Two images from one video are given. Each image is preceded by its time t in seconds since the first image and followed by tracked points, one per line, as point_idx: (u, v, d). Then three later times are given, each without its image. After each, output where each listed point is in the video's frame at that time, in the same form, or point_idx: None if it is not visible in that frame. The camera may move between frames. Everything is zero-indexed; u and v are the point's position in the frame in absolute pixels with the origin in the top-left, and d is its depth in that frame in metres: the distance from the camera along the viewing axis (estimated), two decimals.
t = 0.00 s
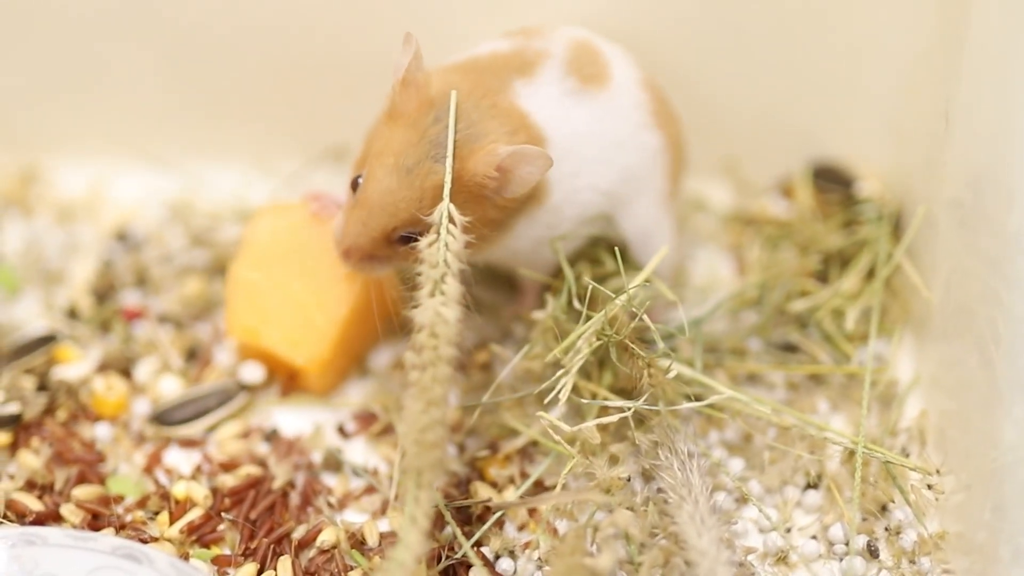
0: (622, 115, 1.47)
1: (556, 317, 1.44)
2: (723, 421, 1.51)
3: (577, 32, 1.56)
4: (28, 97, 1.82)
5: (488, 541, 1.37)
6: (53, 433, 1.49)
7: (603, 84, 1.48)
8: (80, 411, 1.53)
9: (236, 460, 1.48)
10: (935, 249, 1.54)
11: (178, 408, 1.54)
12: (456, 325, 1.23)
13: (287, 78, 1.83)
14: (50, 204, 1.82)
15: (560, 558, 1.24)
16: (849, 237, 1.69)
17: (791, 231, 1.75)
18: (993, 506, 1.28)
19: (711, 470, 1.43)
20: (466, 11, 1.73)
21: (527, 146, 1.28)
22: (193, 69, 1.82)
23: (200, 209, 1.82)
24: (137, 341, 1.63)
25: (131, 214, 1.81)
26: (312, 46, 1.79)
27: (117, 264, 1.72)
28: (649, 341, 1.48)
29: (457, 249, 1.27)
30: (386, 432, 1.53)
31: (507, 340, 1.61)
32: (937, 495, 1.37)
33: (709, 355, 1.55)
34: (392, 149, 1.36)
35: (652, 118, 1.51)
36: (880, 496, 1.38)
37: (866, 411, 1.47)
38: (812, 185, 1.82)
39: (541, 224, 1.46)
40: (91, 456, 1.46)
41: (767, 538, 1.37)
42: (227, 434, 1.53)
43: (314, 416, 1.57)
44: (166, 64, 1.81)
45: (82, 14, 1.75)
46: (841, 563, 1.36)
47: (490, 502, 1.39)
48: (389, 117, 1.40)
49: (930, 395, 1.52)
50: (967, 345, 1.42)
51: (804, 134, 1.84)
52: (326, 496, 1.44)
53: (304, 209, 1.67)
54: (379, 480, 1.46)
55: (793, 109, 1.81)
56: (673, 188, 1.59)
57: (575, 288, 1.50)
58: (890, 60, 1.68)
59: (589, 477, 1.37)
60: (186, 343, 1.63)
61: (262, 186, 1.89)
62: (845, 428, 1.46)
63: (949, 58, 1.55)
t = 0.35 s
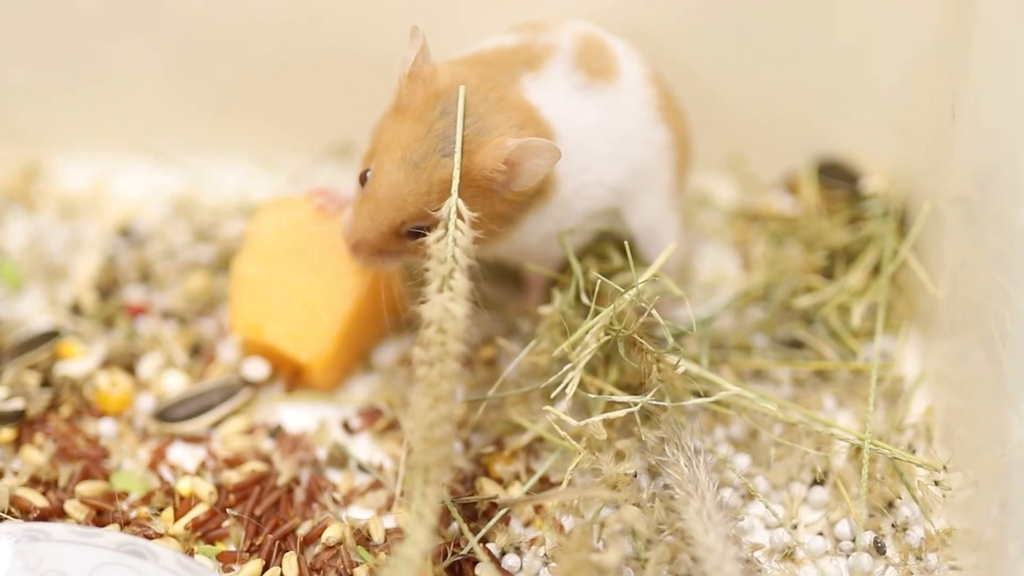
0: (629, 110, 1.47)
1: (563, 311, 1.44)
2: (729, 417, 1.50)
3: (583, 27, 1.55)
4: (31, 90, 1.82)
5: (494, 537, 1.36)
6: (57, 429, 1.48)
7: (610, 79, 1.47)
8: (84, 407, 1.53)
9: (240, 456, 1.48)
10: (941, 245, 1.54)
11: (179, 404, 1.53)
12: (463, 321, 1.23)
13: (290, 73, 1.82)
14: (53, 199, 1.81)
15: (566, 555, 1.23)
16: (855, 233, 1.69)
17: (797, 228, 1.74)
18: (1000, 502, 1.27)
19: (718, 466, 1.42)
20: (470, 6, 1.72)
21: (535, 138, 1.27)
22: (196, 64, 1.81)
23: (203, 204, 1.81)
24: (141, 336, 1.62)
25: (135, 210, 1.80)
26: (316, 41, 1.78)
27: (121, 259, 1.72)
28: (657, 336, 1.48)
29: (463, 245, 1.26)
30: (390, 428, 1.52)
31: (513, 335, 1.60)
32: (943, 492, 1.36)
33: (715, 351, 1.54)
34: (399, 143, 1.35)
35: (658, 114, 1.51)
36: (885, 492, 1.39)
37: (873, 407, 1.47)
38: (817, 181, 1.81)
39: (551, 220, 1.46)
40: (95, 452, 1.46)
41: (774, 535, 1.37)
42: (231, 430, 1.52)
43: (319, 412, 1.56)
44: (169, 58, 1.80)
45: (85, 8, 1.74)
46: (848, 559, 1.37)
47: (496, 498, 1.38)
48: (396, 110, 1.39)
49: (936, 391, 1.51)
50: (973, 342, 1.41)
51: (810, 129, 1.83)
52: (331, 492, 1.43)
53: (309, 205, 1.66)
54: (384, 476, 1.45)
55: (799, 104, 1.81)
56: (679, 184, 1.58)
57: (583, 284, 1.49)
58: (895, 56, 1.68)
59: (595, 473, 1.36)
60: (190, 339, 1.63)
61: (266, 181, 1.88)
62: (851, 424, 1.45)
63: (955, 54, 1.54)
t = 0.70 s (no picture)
0: (640, 102, 1.45)
1: (578, 306, 1.43)
2: (743, 413, 1.50)
3: (594, 19, 1.54)
4: (41, 82, 1.81)
5: (508, 532, 1.36)
6: (68, 423, 1.48)
7: (621, 70, 1.45)
8: (95, 400, 1.52)
9: (252, 450, 1.47)
10: (957, 241, 1.53)
11: (189, 398, 1.52)
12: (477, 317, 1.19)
13: (301, 64, 1.81)
14: (63, 192, 1.80)
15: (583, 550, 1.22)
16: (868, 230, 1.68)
17: (810, 223, 1.74)
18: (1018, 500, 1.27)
19: (732, 462, 1.42)
20: None
21: (543, 115, 1.25)
22: (207, 56, 1.80)
23: (213, 197, 1.80)
24: (152, 330, 1.61)
25: (145, 202, 1.79)
26: (327, 34, 1.77)
27: (131, 252, 1.71)
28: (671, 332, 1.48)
29: (476, 238, 1.22)
30: (403, 422, 1.52)
31: (527, 329, 1.59)
32: (959, 489, 1.36)
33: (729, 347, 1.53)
34: (408, 119, 1.33)
35: (670, 108, 1.49)
36: (901, 489, 1.38)
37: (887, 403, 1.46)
38: (830, 177, 1.80)
39: (555, 211, 1.44)
40: (106, 446, 1.45)
41: (789, 532, 1.37)
42: (243, 424, 1.51)
43: (331, 407, 1.55)
44: (179, 49, 1.79)
45: None
46: (863, 556, 1.36)
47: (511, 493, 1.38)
48: (405, 90, 1.37)
49: (951, 388, 1.51)
50: (989, 339, 1.41)
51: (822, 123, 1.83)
52: (345, 487, 1.43)
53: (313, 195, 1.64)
54: (397, 470, 1.45)
55: (812, 100, 1.80)
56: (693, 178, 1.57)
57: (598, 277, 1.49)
58: (910, 53, 1.67)
59: (611, 469, 1.36)
60: (201, 333, 1.62)
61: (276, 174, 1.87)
62: (866, 421, 1.45)
63: (971, 51, 1.54)
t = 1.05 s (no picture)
0: (671, 102, 1.45)
1: (604, 302, 1.43)
2: (766, 412, 1.49)
3: (624, 19, 1.54)
4: (58, 73, 1.80)
5: (533, 529, 1.35)
6: (87, 417, 1.46)
7: (653, 70, 1.46)
8: (114, 394, 1.51)
9: (274, 446, 1.46)
10: (982, 241, 1.53)
11: (208, 393, 1.50)
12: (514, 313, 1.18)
13: (323, 58, 1.80)
14: (80, 185, 1.79)
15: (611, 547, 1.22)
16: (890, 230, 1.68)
17: (832, 223, 1.74)
18: None
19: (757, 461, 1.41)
20: None
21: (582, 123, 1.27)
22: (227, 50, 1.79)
23: (232, 191, 1.80)
24: (171, 324, 1.60)
25: (163, 196, 1.78)
26: (349, 29, 1.77)
27: (149, 246, 1.70)
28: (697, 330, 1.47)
29: (514, 237, 1.24)
30: (424, 418, 1.51)
31: (550, 325, 1.57)
32: (985, 489, 1.36)
33: (752, 345, 1.53)
34: (445, 123, 1.34)
35: (699, 108, 1.49)
36: (926, 488, 1.38)
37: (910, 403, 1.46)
38: (852, 177, 1.80)
39: (586, 211, 1.44)
40: (126, 440, 1.44)
41: (813, 531, 1.36)
42: (263, 420, 1.51)
43: (351, 401, 1.55)
44: (198, 41, 1.78)
45: None
46: (888, 556, 1.36)
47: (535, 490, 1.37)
48: (440, 91, 1.37)
49: (975, 389, 1.51)
50: (1015, 339, 1.41)
51: (843, 123, 1.82)
52: (367, 483, 1.42)
53: (338, 193, 1.63)
54: (419, 467, 1.45)
55: (834, 99, 1.80)
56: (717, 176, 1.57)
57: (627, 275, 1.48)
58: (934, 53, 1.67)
59: (636, 467, 1.35)
60: (220, 327, 1.61)
61: (294, 169, 1.86)
62: (889, 421, 1.45)
63: (997, 52, 1.54)
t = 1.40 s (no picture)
0: (693, 100, 1.45)
1: (628, 300, 1.43)
2: (787, 412, 1.49)
3: (649, 14, 1.53)
4: (75, 68, 1.80)
5: (556, 528, 1.35)
6: (105, 414, 1.45)
7: (676, 67, 1.45)
8: (132, 391, 1.50)
9: (293, 444, 1.46)
10: (1006, 241, 1.53)
11: (226, 390, 1.49)
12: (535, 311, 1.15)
13: (340, 55, 1.80)
14: (95, 181, 1.78)
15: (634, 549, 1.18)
16: (910, 230, 1.68)
17: (851, 222, 1.73)
18: None
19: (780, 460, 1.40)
20: None
21: (600, 113, 1.25)
22: (245, 46, 1.79)
23: (248, 188, 1.79)
24: (189, 321, 1.59)
25: (178, 193, 1.77)
26: (369, 26, 1.76)
27: (166, 243, 1.69)
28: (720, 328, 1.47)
29: (534, 232, 1.20)
30: (445, 417, 1.51)
31: (571, 323, 1.58)
32: (1010, 489, 1.35)
33: (774, 345, 1.52)
34: (462, 105, 1.34)
35: (721, 107, 1.49)
36: (950, 488, 1.37)
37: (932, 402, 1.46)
38: (871, 176, 1.80)
39: (604, 207, 1.43)
40: (144, 438, 1.43)
41: (837, 531, 1.36)
42: (282, 418, 1.50)
43: (371, 400, 1.54)
44: (215, 36, 1.77)
45: None
46: (912, 556, 1.35)
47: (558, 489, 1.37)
48: (460, 77, 1.37)
49: (997, 389, 1.50)
50: None
51: (860, 121, 1.82)
52: (388, 482, 1.41)
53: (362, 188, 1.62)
54: (440, 466, 1.44)
55: (852, 98, 1.80)
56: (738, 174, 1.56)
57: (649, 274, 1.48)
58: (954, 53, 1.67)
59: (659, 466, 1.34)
60: (238, 325, 1.60)
61: (310, 166, 1.85)
62: (912, 420, 1.44)
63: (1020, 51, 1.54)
